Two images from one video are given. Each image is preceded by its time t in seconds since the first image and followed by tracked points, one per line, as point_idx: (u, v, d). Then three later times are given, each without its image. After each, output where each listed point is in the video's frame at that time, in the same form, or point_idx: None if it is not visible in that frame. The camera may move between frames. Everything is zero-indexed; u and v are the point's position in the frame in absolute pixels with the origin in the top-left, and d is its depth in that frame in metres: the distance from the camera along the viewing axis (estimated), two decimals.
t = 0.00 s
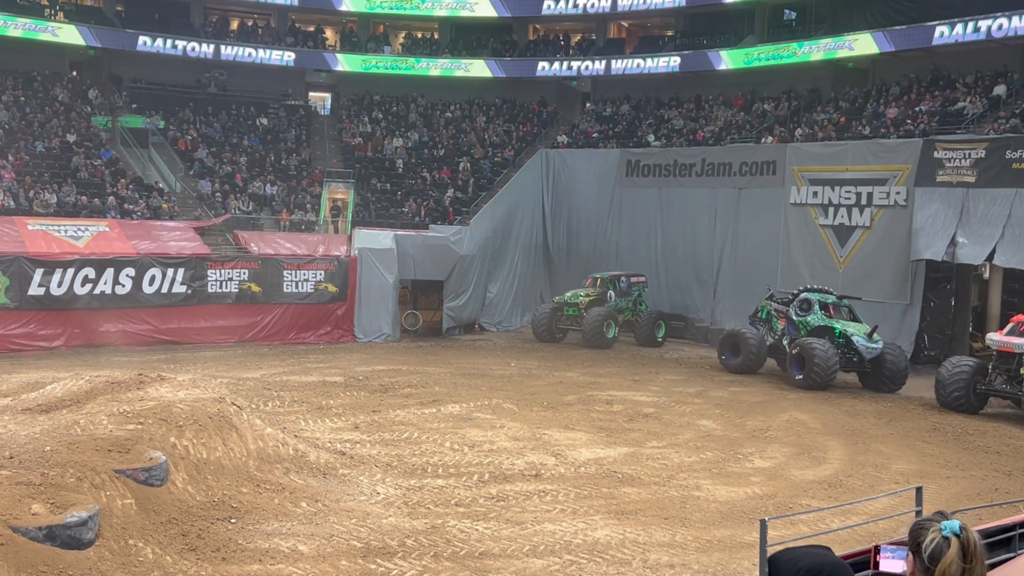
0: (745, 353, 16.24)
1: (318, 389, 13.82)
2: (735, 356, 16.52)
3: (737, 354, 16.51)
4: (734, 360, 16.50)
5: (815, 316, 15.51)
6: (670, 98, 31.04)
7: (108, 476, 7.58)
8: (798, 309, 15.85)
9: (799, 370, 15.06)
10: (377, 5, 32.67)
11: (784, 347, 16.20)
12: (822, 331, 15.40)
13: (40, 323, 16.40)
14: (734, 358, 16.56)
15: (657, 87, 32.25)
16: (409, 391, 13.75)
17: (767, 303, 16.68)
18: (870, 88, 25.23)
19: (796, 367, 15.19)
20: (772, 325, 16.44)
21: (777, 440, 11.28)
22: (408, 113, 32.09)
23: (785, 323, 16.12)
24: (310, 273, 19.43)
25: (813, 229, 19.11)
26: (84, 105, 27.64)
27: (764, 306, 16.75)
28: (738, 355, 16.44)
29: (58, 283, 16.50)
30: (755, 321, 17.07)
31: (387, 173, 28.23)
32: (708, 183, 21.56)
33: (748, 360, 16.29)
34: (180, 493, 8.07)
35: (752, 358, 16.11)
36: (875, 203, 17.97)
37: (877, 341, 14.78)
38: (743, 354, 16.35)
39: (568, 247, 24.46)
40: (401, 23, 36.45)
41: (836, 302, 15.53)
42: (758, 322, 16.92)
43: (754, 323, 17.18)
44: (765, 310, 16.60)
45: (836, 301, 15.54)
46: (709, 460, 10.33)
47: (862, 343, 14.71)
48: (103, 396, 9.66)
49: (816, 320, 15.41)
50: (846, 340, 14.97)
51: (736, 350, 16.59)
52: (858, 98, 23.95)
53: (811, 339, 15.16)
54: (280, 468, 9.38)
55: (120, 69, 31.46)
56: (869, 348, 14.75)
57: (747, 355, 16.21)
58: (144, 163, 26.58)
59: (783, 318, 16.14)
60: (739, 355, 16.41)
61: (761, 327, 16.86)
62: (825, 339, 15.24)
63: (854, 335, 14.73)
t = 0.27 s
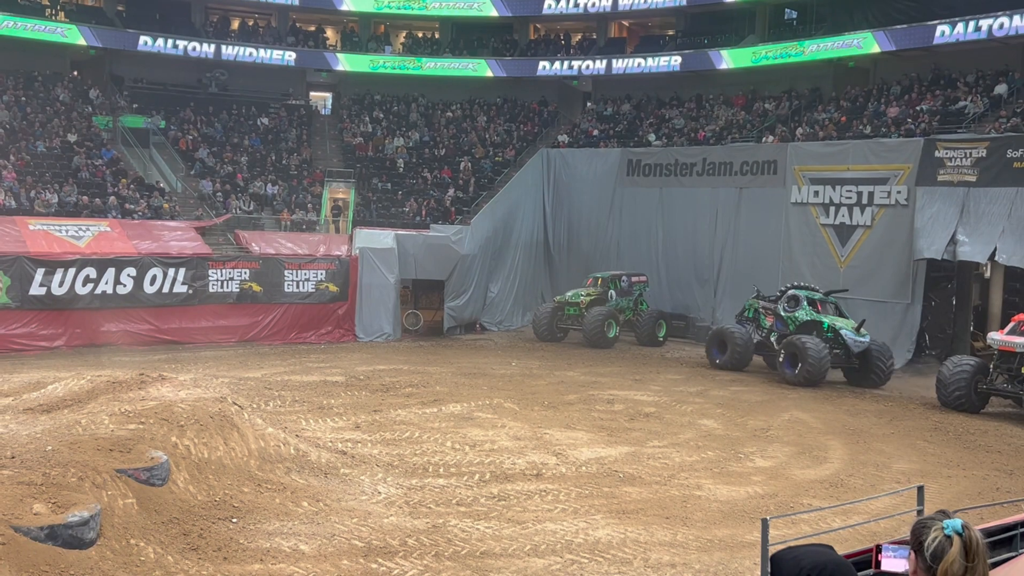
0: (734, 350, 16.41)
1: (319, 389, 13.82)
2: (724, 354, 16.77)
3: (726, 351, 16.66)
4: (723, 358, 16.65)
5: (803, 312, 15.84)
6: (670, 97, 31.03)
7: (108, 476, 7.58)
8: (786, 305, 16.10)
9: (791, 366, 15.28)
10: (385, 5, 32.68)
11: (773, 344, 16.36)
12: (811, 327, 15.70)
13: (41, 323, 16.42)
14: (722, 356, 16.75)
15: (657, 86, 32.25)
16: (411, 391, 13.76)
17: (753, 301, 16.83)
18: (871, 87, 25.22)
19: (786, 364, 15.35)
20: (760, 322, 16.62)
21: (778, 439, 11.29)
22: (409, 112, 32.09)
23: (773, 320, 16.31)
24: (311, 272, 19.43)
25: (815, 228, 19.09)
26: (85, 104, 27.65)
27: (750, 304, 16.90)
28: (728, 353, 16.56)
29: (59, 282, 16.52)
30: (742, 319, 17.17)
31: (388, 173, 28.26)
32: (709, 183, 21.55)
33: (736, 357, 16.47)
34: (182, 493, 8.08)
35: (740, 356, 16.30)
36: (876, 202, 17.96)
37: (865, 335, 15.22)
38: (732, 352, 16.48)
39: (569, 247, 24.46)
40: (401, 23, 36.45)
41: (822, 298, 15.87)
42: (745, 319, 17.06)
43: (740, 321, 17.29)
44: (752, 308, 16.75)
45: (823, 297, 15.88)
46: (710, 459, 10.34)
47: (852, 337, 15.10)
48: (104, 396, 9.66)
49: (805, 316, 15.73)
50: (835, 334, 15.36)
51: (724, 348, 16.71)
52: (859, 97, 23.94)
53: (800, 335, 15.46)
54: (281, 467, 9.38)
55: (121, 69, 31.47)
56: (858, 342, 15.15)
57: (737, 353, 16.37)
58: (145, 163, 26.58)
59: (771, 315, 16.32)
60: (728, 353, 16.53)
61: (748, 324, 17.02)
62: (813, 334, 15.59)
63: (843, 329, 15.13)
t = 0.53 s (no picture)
0: (721, 348, 16.50)
1: (321, 388, 13.83)
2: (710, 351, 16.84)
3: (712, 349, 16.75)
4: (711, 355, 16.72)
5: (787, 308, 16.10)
6: (671, 96, 31.04)
7: (111, 476, 7.59)
8: (770, 303, 16.38)
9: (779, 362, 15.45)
10: (393, 5, 32.75)
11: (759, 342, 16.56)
12: (796, 323, 15.94)
13: (44, 323, 16.44)
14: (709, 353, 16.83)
15: (659, 85, 32.24)
16: (413, 390, 13.77)
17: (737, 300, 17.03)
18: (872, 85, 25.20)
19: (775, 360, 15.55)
20: (745, 321, 16.83)
21: (780, 438, 11.29)
22: (410, 111, 32.09)
23: (758, 317, 16.53)
24: (313, 272, 19.45)
25: (816, 226, 19.07)
26: (86, 105, 27.67)
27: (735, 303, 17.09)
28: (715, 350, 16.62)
29: (62, 283, 16.53)
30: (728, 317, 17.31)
31: (390, 172, 28.28)
32: (711, 181, 21.55)
33: (722, 353, 16.55)
34: (184, 493, 8.08)
35: (726, 353, 16.46)
36: (878, 201, 17.93)
37: (849, 329, 15.45)
38: (720, 350, 16.56)
39: (571, 246, 24.47)
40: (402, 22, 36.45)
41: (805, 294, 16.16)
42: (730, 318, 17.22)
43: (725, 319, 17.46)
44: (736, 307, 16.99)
45: (805, 294, 16.17)
46: (713, 457, 10.34)
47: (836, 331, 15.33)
48: (107, 396, 9.67)
49: (789, 312, 15.95)
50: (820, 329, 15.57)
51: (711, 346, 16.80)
52: (860, 95, 23.91)
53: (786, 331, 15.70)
54: (284, 467, 9.39)
55: (122, 69, 31.51)
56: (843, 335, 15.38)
57: (724, 350, 16.49)
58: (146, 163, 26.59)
59: (756, 313, 16.55)
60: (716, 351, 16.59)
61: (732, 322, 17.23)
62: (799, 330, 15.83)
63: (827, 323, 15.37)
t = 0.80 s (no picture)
0: (710, 344, 16.67)
1: (324, 388, 13.84)
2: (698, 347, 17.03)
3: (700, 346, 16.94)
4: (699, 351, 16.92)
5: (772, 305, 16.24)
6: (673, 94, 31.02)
7: (115, 477, 7.59)
8: (755, 300, 16.48)
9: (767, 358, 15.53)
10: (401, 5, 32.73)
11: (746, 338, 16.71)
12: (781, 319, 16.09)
13: (47, 324, 16.46)
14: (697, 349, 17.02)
15: (660, 83, 32.21)
16: (416, 389, 13.78)
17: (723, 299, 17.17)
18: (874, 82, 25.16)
19: (763, 356, 15.66)
20: (731, 318, 16.96)
21: (783, 435, 11.28)
22: (411, 111, 32.09)
23: (744, 315, 16.65)
24: (315, 272, 19.45)
25: (818, 224, 19.06)
26: (88, 106, 27.69)
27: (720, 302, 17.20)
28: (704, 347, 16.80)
29: (64, 283, 16.55)
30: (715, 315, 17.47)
31: (391, 172, 28.31)
32: (713, 179, 21.54)
33: (709, 350, 16.72)
34: (188, 493, 8.08)
35: (714, 347, 16.69)
36: (880, 198, 17.91)
37: (833, 321, 15.66)
38: (708, 347, 16.74)
39: (573, 244, 24.48)
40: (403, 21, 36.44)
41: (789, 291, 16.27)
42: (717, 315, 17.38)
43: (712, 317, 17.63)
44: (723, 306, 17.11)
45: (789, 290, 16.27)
46: (716, 455, 10.34)
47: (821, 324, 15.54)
48: (111, 396, 9.68)
49: (774, 309, 16.07)
50: (805, 323, 15.76)
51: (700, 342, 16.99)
52: (862, 92, 23.87)
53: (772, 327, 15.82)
54: (287, 467, 9.40)
55: (124, 70, 31.54)
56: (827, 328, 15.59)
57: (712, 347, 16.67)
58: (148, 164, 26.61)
59: (742, 311, 16.69)
60: (705, 347, 16.76)
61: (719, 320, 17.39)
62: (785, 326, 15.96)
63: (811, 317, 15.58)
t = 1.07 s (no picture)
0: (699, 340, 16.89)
1: (327, 387, 13.84)
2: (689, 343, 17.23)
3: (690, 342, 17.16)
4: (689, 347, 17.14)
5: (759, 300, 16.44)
6: (674, 91, 30.99)
7: (119, 477, 7.60)
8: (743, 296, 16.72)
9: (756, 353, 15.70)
10: (409, 4, 32.78)
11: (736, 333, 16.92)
12: (769, 314, 16.29)
13: (50, 325, 16.49)
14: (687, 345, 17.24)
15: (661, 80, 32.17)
16: (419, 388, 13.79)
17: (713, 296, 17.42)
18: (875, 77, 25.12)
19: (752, 351, 15.83)
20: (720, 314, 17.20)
21: (786, 432, 11.28)
22: (412, 109, 32.07)
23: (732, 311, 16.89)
24: (317, 271, 19.46)
25: (820, 219, 19.05)
26: (90, 107, 27.70)
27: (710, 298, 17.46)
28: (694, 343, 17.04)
29: (67, 284, 16.58)
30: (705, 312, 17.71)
31: (393, 171, 28.32)
32: (715, 175, 21.53)
33: (698, 345, 16.95)
34: (192, 492, 8.09)
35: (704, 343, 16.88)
36: (882, 193, 17.89)
37: (820, 315, 15.84)
38: (697, 342, 16.98)
39: (575, 241, 24.48)
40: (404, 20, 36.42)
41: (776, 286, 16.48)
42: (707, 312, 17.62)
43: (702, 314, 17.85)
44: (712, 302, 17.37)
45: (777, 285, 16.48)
46: (719, 452, 10.34)
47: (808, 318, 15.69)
48: (114, 397, 9.69)
49: (761, 304, 16.29)
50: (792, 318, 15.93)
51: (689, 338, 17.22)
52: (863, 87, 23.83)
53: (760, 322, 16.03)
54: (291, 466, 9.41)
55: (125, 71, 31.56)
56: (814, 322, 15.73)
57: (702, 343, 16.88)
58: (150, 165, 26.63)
59: (731, 307, 16.92)
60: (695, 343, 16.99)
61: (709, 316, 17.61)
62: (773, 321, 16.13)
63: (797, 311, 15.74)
